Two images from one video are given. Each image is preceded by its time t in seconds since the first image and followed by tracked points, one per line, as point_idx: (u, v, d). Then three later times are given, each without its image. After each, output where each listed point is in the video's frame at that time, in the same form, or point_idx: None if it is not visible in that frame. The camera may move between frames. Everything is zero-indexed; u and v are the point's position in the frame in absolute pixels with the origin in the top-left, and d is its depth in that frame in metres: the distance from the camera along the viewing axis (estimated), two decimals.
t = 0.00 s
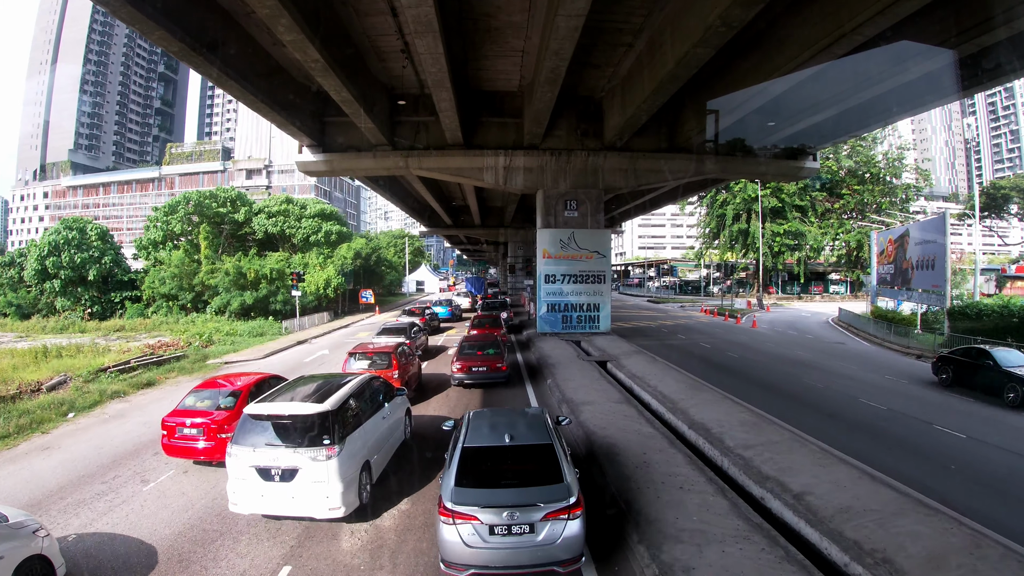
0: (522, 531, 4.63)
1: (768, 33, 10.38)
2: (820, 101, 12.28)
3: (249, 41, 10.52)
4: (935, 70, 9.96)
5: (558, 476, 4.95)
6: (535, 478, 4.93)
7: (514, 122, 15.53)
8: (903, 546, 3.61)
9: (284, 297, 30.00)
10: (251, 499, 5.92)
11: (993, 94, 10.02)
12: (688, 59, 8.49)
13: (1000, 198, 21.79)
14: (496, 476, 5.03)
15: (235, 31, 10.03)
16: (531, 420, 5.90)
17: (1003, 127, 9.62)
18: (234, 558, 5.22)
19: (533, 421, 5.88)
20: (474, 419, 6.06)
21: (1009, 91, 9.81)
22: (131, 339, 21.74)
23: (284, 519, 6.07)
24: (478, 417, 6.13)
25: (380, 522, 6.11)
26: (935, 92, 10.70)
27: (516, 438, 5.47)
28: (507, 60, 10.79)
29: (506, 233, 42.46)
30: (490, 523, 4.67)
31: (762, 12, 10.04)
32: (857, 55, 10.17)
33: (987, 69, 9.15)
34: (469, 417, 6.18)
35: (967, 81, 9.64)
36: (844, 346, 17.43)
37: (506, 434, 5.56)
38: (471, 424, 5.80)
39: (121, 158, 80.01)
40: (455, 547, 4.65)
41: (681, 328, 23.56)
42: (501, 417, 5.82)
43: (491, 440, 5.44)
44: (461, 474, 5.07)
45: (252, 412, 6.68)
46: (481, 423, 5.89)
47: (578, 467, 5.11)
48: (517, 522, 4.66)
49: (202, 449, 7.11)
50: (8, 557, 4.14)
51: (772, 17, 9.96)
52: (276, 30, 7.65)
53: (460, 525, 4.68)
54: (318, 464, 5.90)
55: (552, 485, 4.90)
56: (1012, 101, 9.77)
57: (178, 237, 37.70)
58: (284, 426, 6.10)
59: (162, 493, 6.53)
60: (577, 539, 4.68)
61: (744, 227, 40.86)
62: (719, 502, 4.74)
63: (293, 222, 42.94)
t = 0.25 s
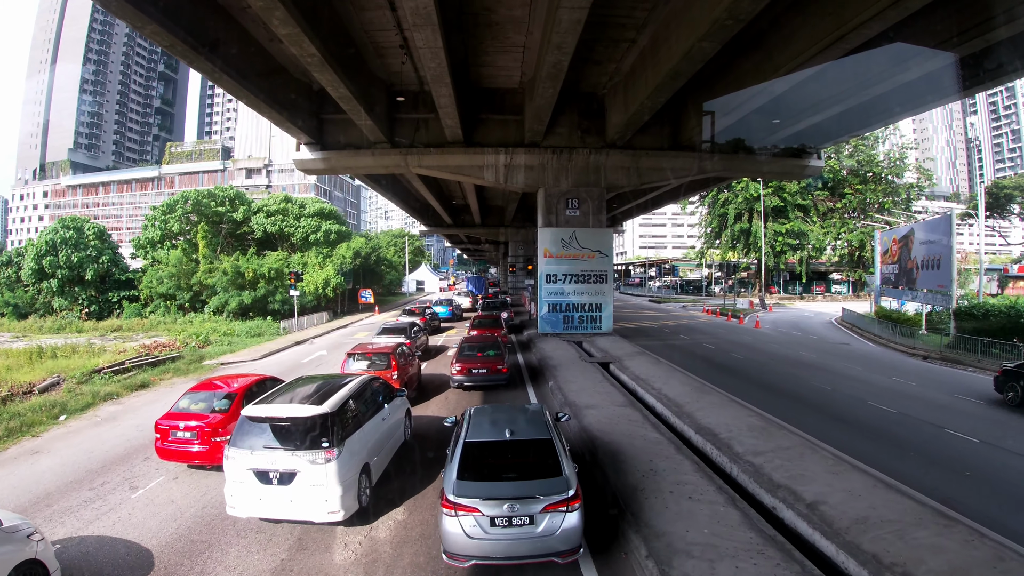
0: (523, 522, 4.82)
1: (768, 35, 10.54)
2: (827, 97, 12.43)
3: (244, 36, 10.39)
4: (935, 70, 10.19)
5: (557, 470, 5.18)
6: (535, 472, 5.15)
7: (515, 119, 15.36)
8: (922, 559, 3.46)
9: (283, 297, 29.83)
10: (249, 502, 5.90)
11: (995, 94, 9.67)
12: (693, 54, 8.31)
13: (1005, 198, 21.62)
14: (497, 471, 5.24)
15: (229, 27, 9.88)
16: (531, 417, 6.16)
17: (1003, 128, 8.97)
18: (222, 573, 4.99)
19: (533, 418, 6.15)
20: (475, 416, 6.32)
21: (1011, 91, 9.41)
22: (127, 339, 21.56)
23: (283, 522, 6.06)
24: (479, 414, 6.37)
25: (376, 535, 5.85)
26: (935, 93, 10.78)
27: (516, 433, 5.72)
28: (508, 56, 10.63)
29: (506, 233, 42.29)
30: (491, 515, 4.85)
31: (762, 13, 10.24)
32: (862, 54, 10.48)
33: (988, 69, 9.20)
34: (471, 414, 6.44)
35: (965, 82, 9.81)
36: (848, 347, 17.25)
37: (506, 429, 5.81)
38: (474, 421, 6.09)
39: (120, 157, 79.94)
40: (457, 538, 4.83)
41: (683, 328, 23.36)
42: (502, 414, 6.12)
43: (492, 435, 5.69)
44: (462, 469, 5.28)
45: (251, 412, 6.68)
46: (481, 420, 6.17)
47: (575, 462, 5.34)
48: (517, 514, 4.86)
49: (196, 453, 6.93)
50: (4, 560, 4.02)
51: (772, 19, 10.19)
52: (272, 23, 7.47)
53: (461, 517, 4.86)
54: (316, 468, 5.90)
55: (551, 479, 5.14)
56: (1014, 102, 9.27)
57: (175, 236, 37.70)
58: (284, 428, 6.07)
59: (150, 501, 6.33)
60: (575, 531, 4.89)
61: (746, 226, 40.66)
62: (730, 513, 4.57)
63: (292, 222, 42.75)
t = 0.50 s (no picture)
0: (523, 513, 5.01)
1: (770, 34, 10.41)
2: (834, 92, 12.08)
3: (238, 28, 10.23)
4: (937, 70, 10.24)
5: (557, 463, 5.34)
6: (535, 465, 5.33)
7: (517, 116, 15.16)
8: None
9: (281, 297, 29.64)
10: (246, 505, 5.86)
11: (995, 94, 10.26)
12: (699, 49, 8.12)
13: (1012, 197, 21.37)
14: (498, 464, 5.42)
15: (220, 19, 9.67)
16: (531, 413, 6.34)
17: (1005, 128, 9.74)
18: None
19: (532, 414, 6.34)
20: (476, 411, 6.51)
21: (1012, 90, 10.05)
22: (124, 339, 21.37)
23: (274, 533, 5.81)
24: (480, 410, 6.57)
25: (369, 549, 5.54)
26: (937, 93, 10.93)
27: (517, 427, 5.91)
28: (509, 51, 10.44)
29: (507, 232, 42.09)
30: (492, 506, 5.05)
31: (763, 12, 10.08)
32: (868, 51, 10.23)
33: (990, 69, 9.45)
34: (472, 410, 6.65)
35: (967, 81, 9.98)
36: (854, 348, 17.03)
37: (507, 423, 5.99)
38: (475, 415, 6.32)
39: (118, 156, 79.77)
40: (460, 529, 5.03)
41: (686, 329, 23.13)
42: (502, 409, 6.33)
43: (493, 429, 5.87)
44: (464, 462, 5.46)
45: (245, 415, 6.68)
46: (482, 415, 6.38)
47: (574, 455, 5.53)
48: (518, 505, 5.04)
49: (189, 457, 6.74)
50: None
51: (774, 17, 10.01)
52: (266, 15, 7.27)
53: (463, 508, 5.08)
54: (315, 470, 5.87)
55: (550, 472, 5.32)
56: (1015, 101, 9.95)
57: (173, 235, 37.65)
58: (283, 429, 6.03)
59: (137, 510, 6.14)
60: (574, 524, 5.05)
61: (748, 226, 40.35)
62: (745, 527, 4.40)
63: (290, 221, 42.57)
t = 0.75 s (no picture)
0: (523, 507, 5.21)
1: (770, 34, 10.59)
2: (841, 89, 12.12)
3: (233, 23, 10.13)
4: (936, 70, 10.34)
5: (557, 458, 5.56)
6: (535, 460, 5.54)
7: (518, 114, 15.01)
8: None
9: (279, 297, 29.47)
10: (244, 509, 5.89)
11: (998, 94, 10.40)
12: (704, 44, 7.97)
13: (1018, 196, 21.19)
14: (499, 459, 5.62)
15: (216, 14, 9.58)
16: (531, 411, 6.59)
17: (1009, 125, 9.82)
18: None
19: (532, 411, 6.61)
20: (477, 409, 6.77)
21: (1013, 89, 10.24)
22: (120, 340, 21.23)
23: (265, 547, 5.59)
24: (480, 408, 6.82)
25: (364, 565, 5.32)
26: (936, 91, 11.06)
27: (517, 424, 6.16)
28: (510, 47, 10.29)
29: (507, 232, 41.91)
30: (493, 500, 5.23)
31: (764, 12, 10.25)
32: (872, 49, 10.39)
33: (991, 69, 9.60)
34: (472, 407, 6.91)
35: (967, 81, 10.11)
36: (859, 349, 16.86)
37: (508, 420, 6.26)
38: (477, 412, 6.59)
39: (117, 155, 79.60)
40: (462, 522, 5.21)
41: (688, 329, 22.95)
42: (502, 407, 6.60)
43: (494, 425, 6.11)
44: (465, 458, 5.65)
45: (243, 415, 6.74)
46: (483, 412, 6.63)
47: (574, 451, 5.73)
48: (519, 499, 5.22)
49: (182, 463, 6.58)
50: None
51: (775, 16, 10.19)
52: (261, 8, 7.12)
53: (465, 503, 5.25)
54: (314, 474, 5.89)
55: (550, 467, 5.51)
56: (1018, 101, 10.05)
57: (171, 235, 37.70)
58: (283, 432, 6.04)
59: (124, 519, 5.97)
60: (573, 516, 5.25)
61: (750, 226, 39.77)
62: (759, 542, 4.27)
63: (289, 220, 42.38)
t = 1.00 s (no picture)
0: (523, 501, 5.56)
1: (771, 34, 10.59)
2: (843, 89, 11.88)
3: (227, 18, 10.03)
4: (935, 70, 10.47)
5: (556, 454, 5.96)
6: (535, 456, 5.91)
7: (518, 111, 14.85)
8: None
9: (276, 297, 29.29)
10: (242, 512, 5.96)
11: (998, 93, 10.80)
12: (710, 37, 7.78)
13: None
14: (500, 454, 5.99)
15: (210, 8, 9.45)
16: (530, 407, 7.04)
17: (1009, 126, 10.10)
18: None
19: (532, 408, 7.01)
20: (477, 405, 7.11)
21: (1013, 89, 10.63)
22: (115, 341, 21.10)
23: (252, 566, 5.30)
24: (481, 405, 7.15)
25: None
26: (935, 93, 11.27)
27: (517, 421, 6.56)
28: (511, 41, 10.10)
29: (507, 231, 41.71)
30: (494, 494, 5.60)
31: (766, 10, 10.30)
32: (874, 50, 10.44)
33: (992, 69, 9.93)
34: (473, 405, 7.26)
35: (967, 82, 10.41)
36: (865, 350, 16.67)
37: (509, 416, 6.72)
38: (478, 407, 6.94)
39: (116, 154, 79.37)
40: (465, 514, 5.59)
41: (691, 330, 22.70)
42: (503, 404, 6.97)
43: (496, 421, 6.55)
44: (468, 453, 6.03)
45: (240, 418, 6.86)
46: (484, 408, 6.98)
47: (571, 447, 6.09)
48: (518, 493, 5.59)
49: (173, 469, 6.38)
50: None
51: (776, 16, 10.24)
52: None
53: (467, 496, 5.61)
54: (312, 478, 5.93)
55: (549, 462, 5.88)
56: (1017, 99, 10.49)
57: (168, 234, 37.55)
58: (282, 435, 6.09)
59: (106, 532, 5.76)
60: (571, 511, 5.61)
61: (752, 225, 39.78)
62: (777, 560, 4.10)
63: (287, 219, 42.19)
